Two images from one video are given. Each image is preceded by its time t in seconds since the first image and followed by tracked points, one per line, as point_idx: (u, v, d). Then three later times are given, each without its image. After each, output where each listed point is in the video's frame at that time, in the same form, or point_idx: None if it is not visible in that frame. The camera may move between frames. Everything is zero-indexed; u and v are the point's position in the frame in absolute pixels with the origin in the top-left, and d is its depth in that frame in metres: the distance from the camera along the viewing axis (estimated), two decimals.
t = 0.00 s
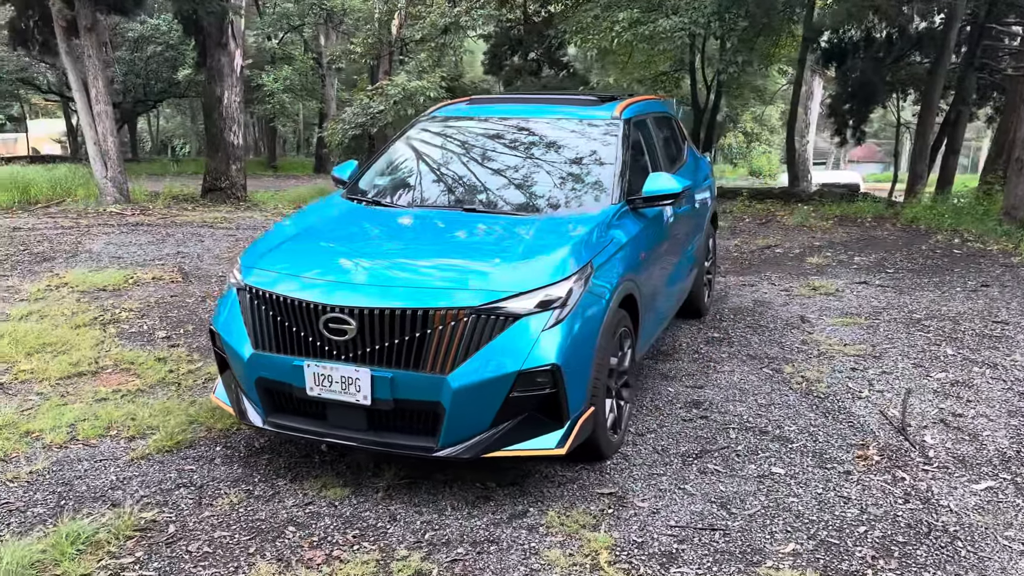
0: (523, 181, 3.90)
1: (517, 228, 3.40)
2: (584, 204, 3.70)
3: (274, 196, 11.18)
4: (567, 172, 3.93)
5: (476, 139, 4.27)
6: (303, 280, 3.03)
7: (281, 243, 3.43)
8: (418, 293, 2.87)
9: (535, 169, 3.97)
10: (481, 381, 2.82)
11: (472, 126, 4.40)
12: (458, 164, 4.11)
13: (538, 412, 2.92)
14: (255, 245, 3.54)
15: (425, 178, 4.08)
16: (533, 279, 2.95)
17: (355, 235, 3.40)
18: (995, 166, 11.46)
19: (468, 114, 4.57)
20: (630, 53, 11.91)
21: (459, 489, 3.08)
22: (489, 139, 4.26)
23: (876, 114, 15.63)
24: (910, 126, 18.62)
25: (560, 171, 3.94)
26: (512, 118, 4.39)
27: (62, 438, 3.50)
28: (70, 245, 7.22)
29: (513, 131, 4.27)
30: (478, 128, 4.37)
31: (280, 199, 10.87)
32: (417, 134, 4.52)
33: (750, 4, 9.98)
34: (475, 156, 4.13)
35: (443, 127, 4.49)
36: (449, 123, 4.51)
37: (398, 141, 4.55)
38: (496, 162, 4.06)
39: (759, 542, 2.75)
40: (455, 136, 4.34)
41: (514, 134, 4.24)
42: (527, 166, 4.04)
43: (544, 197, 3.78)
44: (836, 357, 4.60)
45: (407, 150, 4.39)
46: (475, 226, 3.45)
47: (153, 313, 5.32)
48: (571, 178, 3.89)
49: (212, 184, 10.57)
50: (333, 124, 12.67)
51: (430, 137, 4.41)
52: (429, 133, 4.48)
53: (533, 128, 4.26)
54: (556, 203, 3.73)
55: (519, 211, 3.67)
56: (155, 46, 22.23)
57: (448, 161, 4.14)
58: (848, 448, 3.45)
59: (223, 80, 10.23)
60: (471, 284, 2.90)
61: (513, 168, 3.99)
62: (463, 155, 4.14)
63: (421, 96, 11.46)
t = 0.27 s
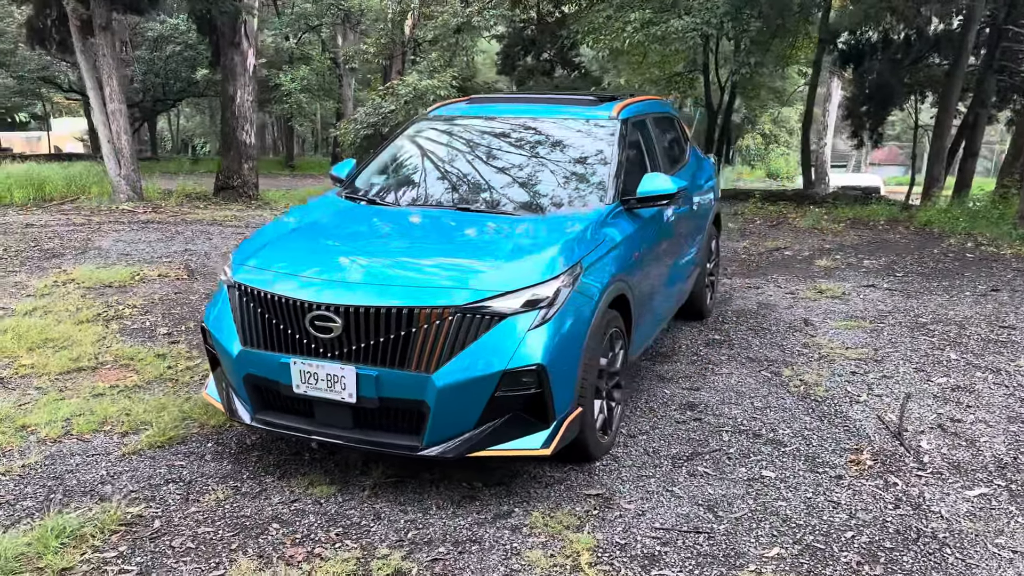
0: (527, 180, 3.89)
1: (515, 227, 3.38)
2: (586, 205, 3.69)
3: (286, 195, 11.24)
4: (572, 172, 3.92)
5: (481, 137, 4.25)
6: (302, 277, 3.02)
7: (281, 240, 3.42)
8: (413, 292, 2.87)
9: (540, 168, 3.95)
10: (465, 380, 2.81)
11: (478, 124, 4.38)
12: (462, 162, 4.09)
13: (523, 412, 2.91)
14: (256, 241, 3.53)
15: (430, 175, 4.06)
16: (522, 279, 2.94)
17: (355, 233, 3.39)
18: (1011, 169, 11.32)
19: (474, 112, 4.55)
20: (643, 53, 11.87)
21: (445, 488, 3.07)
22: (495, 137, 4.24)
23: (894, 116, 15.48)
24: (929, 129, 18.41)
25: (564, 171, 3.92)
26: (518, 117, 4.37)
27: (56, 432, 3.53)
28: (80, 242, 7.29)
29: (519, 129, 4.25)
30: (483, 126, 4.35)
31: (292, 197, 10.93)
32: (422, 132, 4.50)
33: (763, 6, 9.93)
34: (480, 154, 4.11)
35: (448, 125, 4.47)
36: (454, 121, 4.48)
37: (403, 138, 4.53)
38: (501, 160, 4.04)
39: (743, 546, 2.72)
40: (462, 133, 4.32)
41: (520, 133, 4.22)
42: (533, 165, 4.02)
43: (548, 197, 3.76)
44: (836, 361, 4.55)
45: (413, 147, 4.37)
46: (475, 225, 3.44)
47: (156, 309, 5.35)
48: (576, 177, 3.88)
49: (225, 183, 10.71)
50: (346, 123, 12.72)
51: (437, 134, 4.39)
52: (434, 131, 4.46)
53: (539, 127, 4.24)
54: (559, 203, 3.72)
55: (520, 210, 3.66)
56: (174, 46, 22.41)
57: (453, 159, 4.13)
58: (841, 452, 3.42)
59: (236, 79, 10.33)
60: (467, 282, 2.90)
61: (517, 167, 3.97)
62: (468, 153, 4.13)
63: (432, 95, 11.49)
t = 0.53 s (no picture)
0: (529, 181, 3.91)
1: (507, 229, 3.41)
2: (581, 208, 3.71)
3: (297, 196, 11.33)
4: (573, 174, 3.94)
5: (484, 138, 4.27)
6: (298, 275, 3.05)
7: (282, 238, 3.45)
8: (405, 292, 2.90)
9: (542, 170, 3.98)
10: (443, 381, 2.83)
11: (481, 126, 4.40)
12: (465, 162, 4.11)
13: (502, 412, 2.94)
14: (254, 239, 3.55)
15: (432, 175, 4.08)
16: (504, 281, 2.96)
17: (354, 233, 3.42)
18: None
19: (477, 114, 4.56)
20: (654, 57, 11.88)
21: (426, 488, 3.10)
22: (498, 138, 4.26)
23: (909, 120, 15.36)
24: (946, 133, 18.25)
25: (565, 173, 3.95)
26: (522, 120, 4.39)
27: (50, 428, 3.59)
28: (90, 241, 7.40)
29: (523, 131, 4.27)
30: (487, 128, 4.37)
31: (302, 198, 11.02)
32: (425, 132, 4.52)
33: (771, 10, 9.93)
34: (483, 155, 4.13)
35: (452, 125, 4.48)
36: (458, 122, 4.50)
37: (405, 138, 4.55)
38: (503, 161, 4.06)
39: (718, 549, 2.73)
40: (466, 134, 4.34)
41: (522, 135, 4.24)
42: (536, 166, 4.04)
43: (548, 198, 3.79)
44: (830, 366, 4.54)
45: (416, 146, 4.39)
46: (472, 226, 3.46)
47: (158, 308, 5.42)
48: (577, 179, 3.90)
49: (236, 184, 10.87)
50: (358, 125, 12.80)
51: (439, 135, 4.41)
52: (438, 131, 4.48)
53: (542, 129, 4.26)
54: (560, 205, 3.74)
55: (518, 212, 3.68)
56: (193, 48, 22.66)
57: (455, 159, 4.15)
58: (826, 457, 3.41)
59: (247, 81, 10.51)
60: (456, 283, 2.92)
61: (519, 168, 4.00)
62: (471, 154, 4.15)
63: (442, 98, 11.56)
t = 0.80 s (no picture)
0: (532, 184, 3.94)
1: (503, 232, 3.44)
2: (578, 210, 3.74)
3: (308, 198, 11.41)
4: (576, 177, 3.97)
5: (490, 140, 4.30)
6: (300, 273, 3.09)
7: (286, 238, 3.49)
8: (398, 291, 2.93)
9: (545, 172, 4.01)
10: (430, 381, 2.87)
11: (488, 129, 4.43)
12: (469, 164, 4.15)
13: (489, 413, 2.97)
14: (258, 237, 3.60)
15: (436, 176, 4.12)
16: (493, 282, 2.99)
17: (357, 234, 3.47)
18: None
19: (483, 117, 4.60)
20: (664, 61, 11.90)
21: (415, 487, 3.13)
22: (504, 141, 4.30)
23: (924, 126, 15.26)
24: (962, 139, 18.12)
25: (569, 176, 3.98)
26: (528, 124, 4.42)
27: (50, 424, 3.65)
28: (101, 241, 7.49)
29: (528, 135, 4.31)
30: (493, 131, 4.40)
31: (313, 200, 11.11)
32: (431, 133, 4.55)
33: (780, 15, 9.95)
34: (487, 158, 4.16)
35: (458, 128, 4.52)
36: (464, 124, 4.53)
37: (411, 139, 4.58)
38: (508, 164, 4.10)
39: (701, 551, 2.75)
40: (471, 137, 4.38)
41: (528, 139, 4.28)
42: (539, 169, 4.07)
43: (551, 201, 3.82)
44: (827, 371, 4.54)
45: (422, 148, 4.42)
46: (472, 229, 3.50)
47: (163, 308, 5.49)
48: (580, 182, 3.93)
49: (248, 185, 11.14)
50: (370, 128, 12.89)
51: (445, 137, 4.45)
52: (444, 133, 4.51)
53: (547, 133, 4.29)
54: (562, 207, 3.77)
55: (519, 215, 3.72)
56: (211, 51, 22.89)
57: (460, 161, 4.18)
58: (815, 462, 3.42)
59: (260, 84, 10.77)
60: (449, 284, 2.96)
61: (523, 171, 4.03)
62: (476, 156, 4.19)
63: (452, 101, 11.63)
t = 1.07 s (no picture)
0: (539, 185, 3.98)
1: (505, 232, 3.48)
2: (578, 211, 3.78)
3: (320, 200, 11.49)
4: (583, 178, 4.00)
5: (498, 142, 4.34)
6: (306, 271, 3.14)
7: (294, 236, 3.54)
8: (397, 291, 2.98)
9: (552, 174, 4.04)
10: (426, 378, 2.90)
11: (496, 130, 4.47)
12: (477, 166, 4.19)
13: (485, 410, 3.00)
14: (266, 235, 3.65)
15: (444, 177, 4.16)
16: (491, 282, 3.03)
17: (364, 233, 3.51)
18: None
19: (492, 119, 4.64)
20: (676, 66, 11.91)
21: (413, 483, 3.17)
22: (512, 143, 4.34)
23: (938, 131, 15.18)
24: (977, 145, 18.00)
25: (576, 177, 4.01)
26: (537, 126, 4.46)
27: (58, 418, 3.72)
28: (114, 241, 7.57)
29: (537, 137, 4.35)
30: (502, 133, 4.44)
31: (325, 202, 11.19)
32: (440, 134, 4.59)
33: (791, 20, 9.96)
34: (495, 159, 4.20)
35: (467, 129, 4.56)
36: (473, 126, 4.57)
37: (420, 140, 4.63)
38: (515, 165, 4.14)
39: (692, 549, 2.77)
40: (479, 138, 4.42)
41: (536, 141, 4.31)
42: (546, 170, 4.10)
43: (558, 202, 3.86)
44: (829, 374, 4.55)
45: (431, 149, 4.47)
46: (476, 229, 3.54)
47: (172, 306, 5.55)
48: (586, 184, 3.96)
49: (261, 188, 11.24)
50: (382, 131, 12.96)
51: (454, 138, 4.49)
52: (452, 134, 4.55)
53: (556, 135, 4.34)
54: (569, 209, 3.81)
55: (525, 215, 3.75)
56: (228, 54, 23.10)
57: (468, 162, 4.23)
58: (811, 463, 3.44)
59: (274, 88, 10.94)
60: (448, 283, 3.00)
61: (530, 172, 4.07)
62: (484, 157, 4.22)
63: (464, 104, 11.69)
